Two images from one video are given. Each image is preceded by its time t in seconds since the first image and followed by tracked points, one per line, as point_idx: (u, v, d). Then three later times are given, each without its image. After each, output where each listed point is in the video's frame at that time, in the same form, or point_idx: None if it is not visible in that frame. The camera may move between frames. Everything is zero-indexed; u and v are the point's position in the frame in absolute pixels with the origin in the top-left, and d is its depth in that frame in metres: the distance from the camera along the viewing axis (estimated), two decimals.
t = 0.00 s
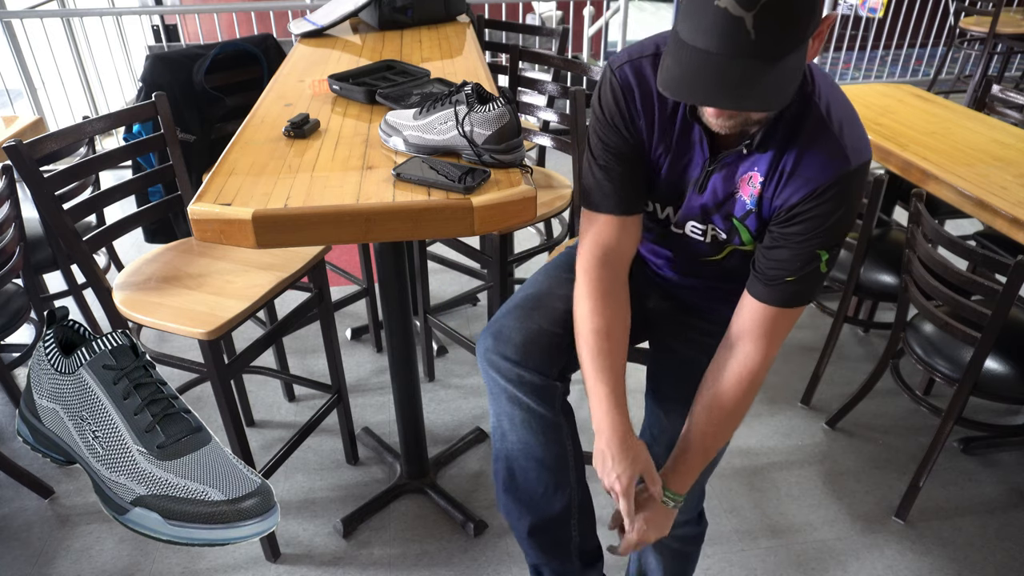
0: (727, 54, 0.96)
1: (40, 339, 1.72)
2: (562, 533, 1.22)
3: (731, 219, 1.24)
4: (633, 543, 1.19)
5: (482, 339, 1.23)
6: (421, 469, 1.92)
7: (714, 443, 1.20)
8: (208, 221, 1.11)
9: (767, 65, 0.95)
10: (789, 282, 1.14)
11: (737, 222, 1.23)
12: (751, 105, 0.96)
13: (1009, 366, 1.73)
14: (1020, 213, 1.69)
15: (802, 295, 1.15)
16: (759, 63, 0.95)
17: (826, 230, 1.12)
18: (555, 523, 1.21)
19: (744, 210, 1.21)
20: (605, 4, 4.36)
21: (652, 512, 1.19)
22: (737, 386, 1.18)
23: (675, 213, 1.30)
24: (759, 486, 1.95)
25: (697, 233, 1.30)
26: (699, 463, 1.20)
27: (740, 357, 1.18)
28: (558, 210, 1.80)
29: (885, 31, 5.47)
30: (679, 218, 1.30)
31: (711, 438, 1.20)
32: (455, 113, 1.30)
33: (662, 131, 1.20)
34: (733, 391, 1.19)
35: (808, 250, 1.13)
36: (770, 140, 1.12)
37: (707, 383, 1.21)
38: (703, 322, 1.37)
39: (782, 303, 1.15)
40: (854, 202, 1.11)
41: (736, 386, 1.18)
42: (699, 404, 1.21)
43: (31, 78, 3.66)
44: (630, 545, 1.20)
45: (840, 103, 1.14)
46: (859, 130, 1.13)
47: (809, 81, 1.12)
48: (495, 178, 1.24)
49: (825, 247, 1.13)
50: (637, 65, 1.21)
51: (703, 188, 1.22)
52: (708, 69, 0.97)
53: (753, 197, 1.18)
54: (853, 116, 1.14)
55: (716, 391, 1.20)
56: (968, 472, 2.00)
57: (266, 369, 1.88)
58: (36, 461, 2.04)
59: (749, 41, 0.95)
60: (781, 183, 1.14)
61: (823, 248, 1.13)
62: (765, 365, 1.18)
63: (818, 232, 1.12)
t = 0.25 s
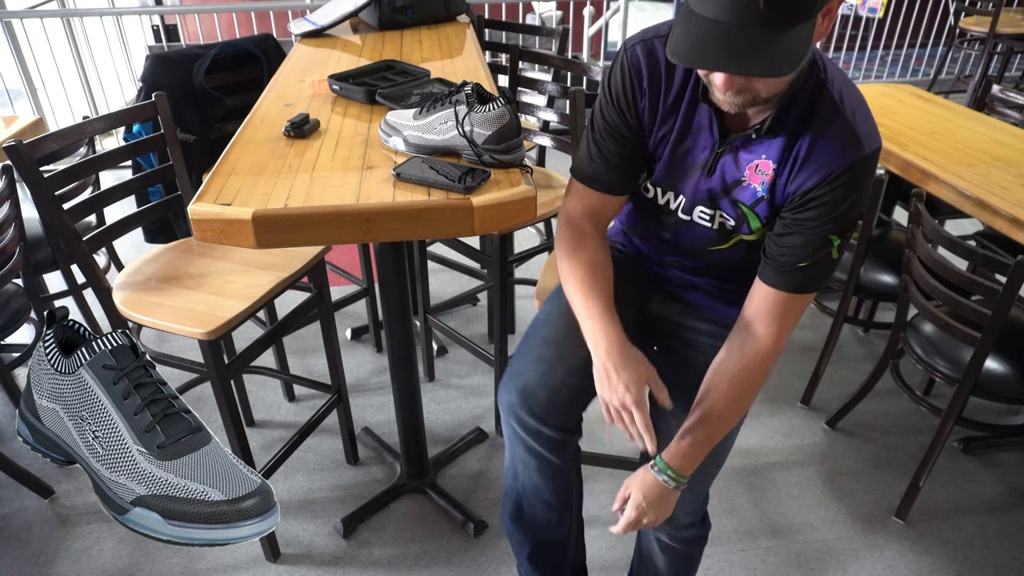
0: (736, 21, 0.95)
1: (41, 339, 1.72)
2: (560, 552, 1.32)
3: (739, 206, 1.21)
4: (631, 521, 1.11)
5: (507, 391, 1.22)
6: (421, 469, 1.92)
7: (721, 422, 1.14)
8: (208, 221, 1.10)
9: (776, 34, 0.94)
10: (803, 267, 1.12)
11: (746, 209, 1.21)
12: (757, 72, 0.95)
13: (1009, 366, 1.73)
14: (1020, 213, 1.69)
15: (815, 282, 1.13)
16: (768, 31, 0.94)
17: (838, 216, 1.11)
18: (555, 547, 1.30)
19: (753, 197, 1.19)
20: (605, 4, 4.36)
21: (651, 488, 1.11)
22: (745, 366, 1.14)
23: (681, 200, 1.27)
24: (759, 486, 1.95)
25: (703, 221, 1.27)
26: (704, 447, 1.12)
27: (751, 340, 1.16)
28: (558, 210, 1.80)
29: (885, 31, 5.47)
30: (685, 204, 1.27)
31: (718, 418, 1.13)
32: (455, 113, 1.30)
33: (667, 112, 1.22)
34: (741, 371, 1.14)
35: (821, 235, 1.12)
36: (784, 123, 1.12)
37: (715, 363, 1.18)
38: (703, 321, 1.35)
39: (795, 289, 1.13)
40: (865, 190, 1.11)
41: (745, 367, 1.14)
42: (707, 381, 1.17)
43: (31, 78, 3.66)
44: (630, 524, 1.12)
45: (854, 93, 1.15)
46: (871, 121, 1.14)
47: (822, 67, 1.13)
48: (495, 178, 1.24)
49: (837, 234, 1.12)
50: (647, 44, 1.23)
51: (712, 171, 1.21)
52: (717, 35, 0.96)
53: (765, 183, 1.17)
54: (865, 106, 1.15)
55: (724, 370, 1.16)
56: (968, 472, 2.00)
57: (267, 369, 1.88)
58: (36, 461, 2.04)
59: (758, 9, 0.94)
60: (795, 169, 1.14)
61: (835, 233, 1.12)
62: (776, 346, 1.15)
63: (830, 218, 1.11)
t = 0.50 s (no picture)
0: (711, 23, 0.94)
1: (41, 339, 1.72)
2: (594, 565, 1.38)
3: (743, 206, 1.15)
4: (640, 512, 1.11)
5: (548, 454, 1.24)
6: (421, 469, 1.92)
7: (731, 420, 1.10)
8: (208, 221, 1.10)
9: (758, 33, 0.92)
10: (812, 265, 1.06)
11: (750, 209, 1.14)
12: (743, 71, 0.92)
13: (1009, 366, 1.73)
14: (1020, 213, 1.69)
15: (826, 279, 1.07)
16: (749, 31, 0.92)
17: (847, 210, 1.05)
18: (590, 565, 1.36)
19: (756, 196, 1.13)
20: (605, 4, 4.36)
21: (661, 480, 1.11)
22: (757, 367, 1.10)
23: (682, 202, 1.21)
24: (759, 486, 1.95)
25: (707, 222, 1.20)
26: (714, 441, 1.10)
27: (761, 338, 1.10)
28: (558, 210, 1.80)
29: (885, 31, 5.47)
30: (687, 206, 1.21)
31: (729, 417, 1.10)
32: (455, 113, 1.30)
33: (657, 107, 1.19)
34: (754, 371, 1.10)
35: (829, 231, 1.05)
36: (781, 120, 1.07)
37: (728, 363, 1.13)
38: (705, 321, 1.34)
39: (807, 288, 1.07)
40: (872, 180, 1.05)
41: (756, 368, 1.10)
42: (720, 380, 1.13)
43: (31, 78, 3.66)
44: (641, 513, 1.12)
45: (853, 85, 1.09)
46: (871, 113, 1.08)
47: (818, 61, 1.07)
48: (495, 178, 1.24)
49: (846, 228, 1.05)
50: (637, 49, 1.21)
51: (712, 171, 1.15)
52: (692, 39, 0.95)
53: (767, 181, 1.11)
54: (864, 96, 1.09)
55: (737, 369, 1.11)
56: (968, 472, 2.00)
57: (266, 369, 1.88)
58: (36, 461, 2.04)
59: (732, 12, 0.92)
60: (798, 165, 1.07)
61: (844, 228, 1.06)
62: (792, 343, 1.09)
63: (838, 212, 1.05)
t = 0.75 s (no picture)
0: (656, 69, 0.86)
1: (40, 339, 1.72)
2: None
3: (732, 225, 1.12)
4: (639, 519, 1.13)
5: (563, 469, 1.26)
6: (421, 469, 1.92)
7: (729, 433, 1.07)
8: (208, 221, 1.10)
9: (711, 78, 0.84)
10: (806, 282, 0.99)
11: (739, 227, 1.11)
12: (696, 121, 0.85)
13: (1009, 366, 1.73)
14: (1020, 213, 1.69)
15: (823, 297, 1.00)
16: (702, 75, 0.84)
17: (838, 224, 0.97)
18: None
19: (743, 216, 1.09)
20: (605, 4, 4.35)
21: (658, 492, 1.11)
22: (755, 382, 1.05)
23: (674, 219, 1.20)
24: (759, 486, 1.95)
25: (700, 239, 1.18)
26: (710, 450, 1.08)
27: (759, 352, 1.05)
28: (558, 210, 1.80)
29: (885, 31, 5.47)
30: (679, 224, 1.19)
31: (727, 429, 1.07)
32: (455, 113, 1.30)
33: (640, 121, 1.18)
34: (751, 386, 1.05)
35: (820, 247, 0.98)
36: (764, 139, 1.02)
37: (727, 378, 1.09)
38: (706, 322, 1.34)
39: (802, 305, 1.00)
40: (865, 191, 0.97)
41: (752, 383, 1.05)
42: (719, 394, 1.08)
43: (31, 78, 3.66)
44: (642, 523, 1.13)
45: (841, 99, 1.02)
46: (862, 127, 1.01)
47: (800, 76, 1.02)
48: (495, 178, 1.24)
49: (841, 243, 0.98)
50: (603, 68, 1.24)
51: (699, 191, 1.13)
52: (639, 85, 0.88)
53: (752, 201, 1.07)
54: (855, 110, 1.03)
55: (734, 385, 1.07)
56: (968, 472, 2.00)
57: (266, 369, 1.88)
58: (36, 461, 2.04)
59: (681, 56, 0.84)
60: (785, 184, 1.02)
61: (837, 244, 0.98)
62: (791, 358, 1.04)
63: (830, 227, 0.97)
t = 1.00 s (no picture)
0: (582, 145, 0.80)
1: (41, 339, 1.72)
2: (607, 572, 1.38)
3: (708, 257, 1.06)
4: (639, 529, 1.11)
5: (562, 473, 1.26)
6: (421, 469, 1.92)
7: (730, 449, 1.03)
8: (208, 221, 1.10)
9: (642, 155, 0.78)
10: (792, 318, 0.92)
11: (715, 260, 1.05)
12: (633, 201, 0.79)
13: (1009, 366, 1.73)
14: (1020, 213, 1.69)
15: (817, 328, 0.92)
16: (633, 152, 0.78)
17: (816, 255, 0.89)
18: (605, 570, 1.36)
19: (716, 250, 1.03)
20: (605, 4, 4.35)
21: (656, 502, 1.09)
22: (753, 406, 0.99)
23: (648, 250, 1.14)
24: (759, 486, 1.95)
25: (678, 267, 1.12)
26: (711, 464, 1.05)
27: (759, 375, 0.99)
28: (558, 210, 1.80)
29: (885, 31, 5.47)
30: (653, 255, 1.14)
31: (727, 447, 1.03)
32: (455, 113, 1.29)
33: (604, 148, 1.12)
34: (750, 410, 0.99)
35: (799, 287, 0.90)
36: (724, 179, 0.94)
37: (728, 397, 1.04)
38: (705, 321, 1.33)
39: (793, 338, 0.93)
40: (842, 212, 0.89)
41: (749, 407, 0.99)
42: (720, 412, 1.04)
43: (31, 78, 3.66)
44: (641, 531, 1.12)
45: (801, 125, 0.94)
46: (827, 155, 0.92)
47: (757, 109, 0.93)
48: (495, 179, 1.23)
49: (825, 272, 0.89)
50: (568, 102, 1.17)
51: (670, 226, 1.07)
52: (567, 162, 0.81)
53: (724, 238, 1.01)
54: (819, 135, 0.94)
55: (732, 408, 1.02)
56: (968, 472, 2.00)
57: (267, 369, 1.88)
58: (36, 461, 2.04)
59: (605, 135, 0.77)
60: (754, 223, 0.94)
61: (820, 278, 0.90)
62: (792, 379, 0.97)
63: (806, 259, 0.89)
